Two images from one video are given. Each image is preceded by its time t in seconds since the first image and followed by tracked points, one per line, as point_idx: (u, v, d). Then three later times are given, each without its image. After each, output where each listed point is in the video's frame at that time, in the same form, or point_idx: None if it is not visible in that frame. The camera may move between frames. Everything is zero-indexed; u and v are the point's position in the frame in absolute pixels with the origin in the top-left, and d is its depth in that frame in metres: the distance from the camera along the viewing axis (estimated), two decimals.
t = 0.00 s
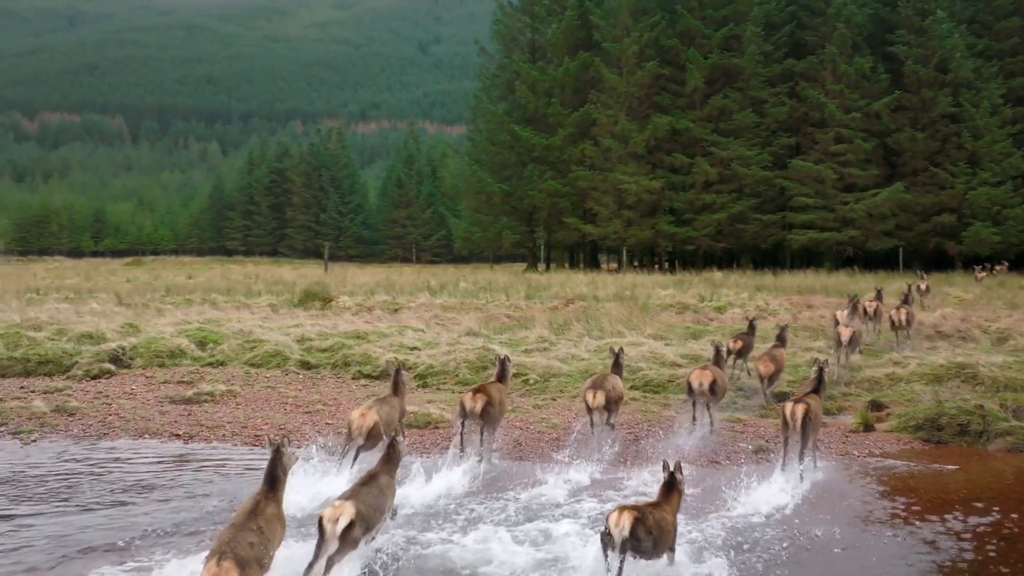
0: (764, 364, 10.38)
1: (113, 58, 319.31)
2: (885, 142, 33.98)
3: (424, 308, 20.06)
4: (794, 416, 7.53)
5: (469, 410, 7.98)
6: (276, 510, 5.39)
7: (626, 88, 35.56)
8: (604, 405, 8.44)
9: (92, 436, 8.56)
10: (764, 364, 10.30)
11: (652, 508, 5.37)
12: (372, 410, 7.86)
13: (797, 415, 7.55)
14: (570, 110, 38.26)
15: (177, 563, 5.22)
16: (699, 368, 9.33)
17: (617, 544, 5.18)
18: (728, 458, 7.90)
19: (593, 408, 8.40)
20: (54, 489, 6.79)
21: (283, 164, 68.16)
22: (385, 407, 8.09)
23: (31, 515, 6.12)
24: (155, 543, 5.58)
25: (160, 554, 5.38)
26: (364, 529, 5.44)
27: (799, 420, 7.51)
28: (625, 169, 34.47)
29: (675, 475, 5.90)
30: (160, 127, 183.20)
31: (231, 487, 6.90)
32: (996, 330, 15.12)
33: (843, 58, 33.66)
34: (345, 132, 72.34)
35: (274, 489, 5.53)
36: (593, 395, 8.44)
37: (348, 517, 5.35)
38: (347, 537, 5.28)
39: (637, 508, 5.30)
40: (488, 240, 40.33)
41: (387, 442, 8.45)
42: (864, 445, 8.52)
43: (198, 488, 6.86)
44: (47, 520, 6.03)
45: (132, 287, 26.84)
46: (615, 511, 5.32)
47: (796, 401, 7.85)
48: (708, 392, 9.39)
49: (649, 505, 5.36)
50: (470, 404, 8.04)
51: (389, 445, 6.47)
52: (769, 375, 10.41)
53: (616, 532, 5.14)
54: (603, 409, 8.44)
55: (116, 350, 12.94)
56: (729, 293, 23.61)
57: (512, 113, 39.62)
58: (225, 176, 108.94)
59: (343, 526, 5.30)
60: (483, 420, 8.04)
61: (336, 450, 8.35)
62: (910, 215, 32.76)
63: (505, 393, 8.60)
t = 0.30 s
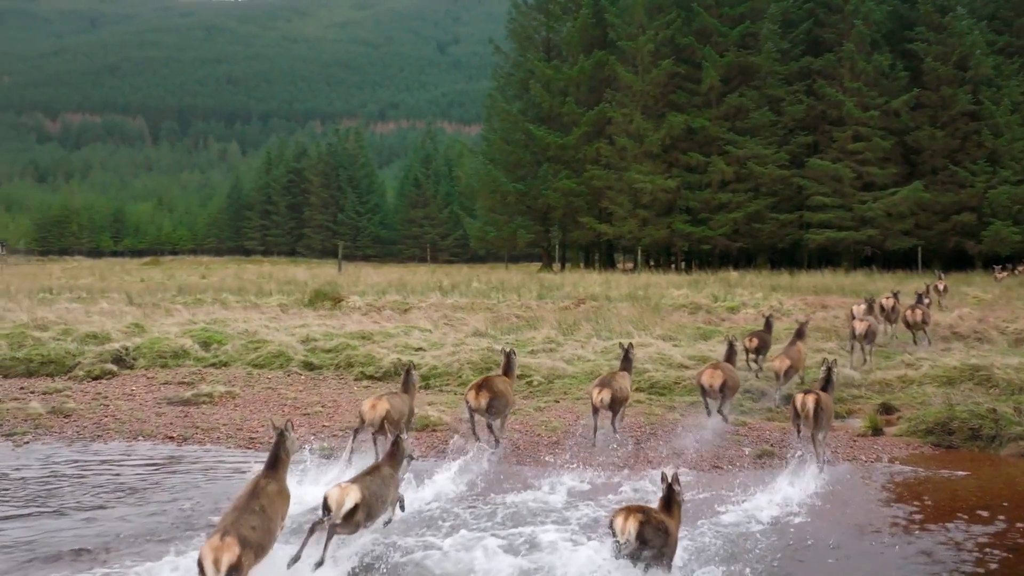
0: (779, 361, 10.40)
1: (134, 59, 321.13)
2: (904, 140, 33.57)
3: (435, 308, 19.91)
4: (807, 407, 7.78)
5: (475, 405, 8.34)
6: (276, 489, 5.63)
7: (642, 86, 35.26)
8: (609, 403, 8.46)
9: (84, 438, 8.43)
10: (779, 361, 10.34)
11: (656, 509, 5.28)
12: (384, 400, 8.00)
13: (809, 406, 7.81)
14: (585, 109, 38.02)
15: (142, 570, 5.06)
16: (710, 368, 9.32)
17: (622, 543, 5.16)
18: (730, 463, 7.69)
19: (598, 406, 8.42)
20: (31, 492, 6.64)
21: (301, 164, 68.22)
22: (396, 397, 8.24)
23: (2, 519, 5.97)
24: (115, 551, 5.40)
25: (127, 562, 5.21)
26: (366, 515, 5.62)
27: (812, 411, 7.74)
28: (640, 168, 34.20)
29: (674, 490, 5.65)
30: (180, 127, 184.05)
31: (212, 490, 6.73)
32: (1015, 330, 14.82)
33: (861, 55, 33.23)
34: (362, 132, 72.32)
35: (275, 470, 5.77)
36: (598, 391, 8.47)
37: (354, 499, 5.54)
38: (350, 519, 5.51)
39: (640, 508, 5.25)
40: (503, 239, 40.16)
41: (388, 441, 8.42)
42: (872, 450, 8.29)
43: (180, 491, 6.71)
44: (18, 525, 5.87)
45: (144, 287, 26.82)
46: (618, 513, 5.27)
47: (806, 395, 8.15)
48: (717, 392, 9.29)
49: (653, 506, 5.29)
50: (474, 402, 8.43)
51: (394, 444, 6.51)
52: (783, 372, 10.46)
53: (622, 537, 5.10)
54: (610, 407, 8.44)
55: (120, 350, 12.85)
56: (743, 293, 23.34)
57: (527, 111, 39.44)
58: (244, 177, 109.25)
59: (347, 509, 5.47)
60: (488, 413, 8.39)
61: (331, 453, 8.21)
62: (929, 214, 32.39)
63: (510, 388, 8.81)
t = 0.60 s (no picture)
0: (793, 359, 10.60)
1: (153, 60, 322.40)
2: (921, 138, 33.17)
3: (444, 308, 19.76)
4: (814, 403, 8.01)
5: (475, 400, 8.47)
6: (279, 474, 5.83)
7: (655, 85, 35.00)
8: (618, 402, 8.40)
9: (73, 441, 8.28)
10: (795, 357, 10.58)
11: (653, 517, 5.15)
12: (392, 398, 7.95)
13: (816, 403, 8.05)
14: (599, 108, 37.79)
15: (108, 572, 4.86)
16: (722, 369, 9.13)
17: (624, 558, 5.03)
18: (729, 468, 7.48)
19: (608, 405, 8.37)
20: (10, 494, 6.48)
21: (318, 163, 68.23)
22: (401, 392, 8.22)
23: None
24: (74, 559, 5.06)
25: (89, 566, 5.00)
26: (371, 504, 5.71)
27: (820, 408, 8.00)
28: (654, 167, 33.93)
29: (674, 491, 5.53)
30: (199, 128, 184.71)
31: (195, 491, 6.56)
32: None
33: (878, 53, 32.83)
34: (378, 132, 72.29)
35: (278, 456, 5.98)
36: (609, 389, 8.40)
37: (357, 486, 5.63)
38: (354, 505, 5.61)
39: (642, 521, 5.10)
40: (516, 239, 40.00)
41: (388, 444, 8.29)
42: (879, 455, 8.05)
43: (162, 492, 6.54)
44: None
45: (155, 287, 26.79)
46: (621, 527, 5.14)
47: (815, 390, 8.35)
48: (727, 395, 9.11)
49: (652, 514, 5.16)
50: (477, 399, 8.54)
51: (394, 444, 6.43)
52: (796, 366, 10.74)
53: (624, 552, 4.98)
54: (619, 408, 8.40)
55: (120, 350, 12.75)
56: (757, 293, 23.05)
57: (540, 110, 39.24)
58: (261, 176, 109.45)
59: (351, 493, 5.59)
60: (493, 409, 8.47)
61: (325, 455, 8.05)
62: (947, 213, 32.01)
63: (512, 383, 8.86)
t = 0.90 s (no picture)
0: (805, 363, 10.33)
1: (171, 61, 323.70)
2: (938, 136, 32.77)
3: (452, 308, 19.60)
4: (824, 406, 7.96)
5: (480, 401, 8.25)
6: (281, 467, 6.06)
7: (669, 83, 34.74)
8: (628, 392, 8.49)
9: (61, 444, 8.13)
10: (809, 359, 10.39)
11: (652, 532, 5.00)
12: (400, 396, 7.82)
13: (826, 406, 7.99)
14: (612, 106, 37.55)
15: None
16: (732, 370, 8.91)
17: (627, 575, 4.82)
18: (728, 474, 7.28)
19: (618, 393, 8.46)
20: None
21: (334, 163, 68.23)
22: (409, 388, 8.17)
23: None
24: (34, 568, 4.88)
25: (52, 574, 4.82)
26: (375, 504, 5.62)
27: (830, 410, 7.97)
28: (667, 166, 33.67)
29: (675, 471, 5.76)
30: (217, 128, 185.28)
31: (176, 496, 6.39)
32: None
33: (894, 50, 32.43)
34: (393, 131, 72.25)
35: (280, 451, 6.24)
36: (620, 376, 8.50)
37: (360, 483, 5.49)
38: (359, 501, 5.49)
39: (639, 539, 4.94)
40: (528, 238, 39.83)
41: (386, 449, 8.08)
42: (884, 460, 7.82)
43: (142, 496, 6.38)
44: None
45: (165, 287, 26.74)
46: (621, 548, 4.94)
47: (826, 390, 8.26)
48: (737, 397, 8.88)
49: (654, 529, 5.02)
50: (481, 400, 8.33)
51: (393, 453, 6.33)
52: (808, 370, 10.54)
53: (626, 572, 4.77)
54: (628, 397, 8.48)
55: (120, 351, 12.65)
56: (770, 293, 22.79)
57: (553, 109, 39.04)
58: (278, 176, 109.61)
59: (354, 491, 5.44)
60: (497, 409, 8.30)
61: (319, 459, 7.89)
62: (964, 213, 31.63)
63: (513, 383, 8.78)
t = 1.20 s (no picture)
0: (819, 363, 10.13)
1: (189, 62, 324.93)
2: (955, 134, 32.37)
3: (459, 308, 19.42)
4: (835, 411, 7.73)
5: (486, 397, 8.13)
6: (284, 468, 6.08)
7: (682, 82, 34.47)
8: (638, 385, 8.72)
9: (47, 446, 8.01)
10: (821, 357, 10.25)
11: (650, 522, 4.97)
12: (408, 394, 7.79)
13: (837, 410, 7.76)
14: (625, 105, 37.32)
15: None
16: (745, 363, 9.00)
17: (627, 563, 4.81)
18: (725, 479, 7.09)
19: (628, 385, 8.72)
20: None
21: (350, 163, 68.21)
22: (418, 384, 8.23)
23: None
24: None
25: None
26: (373, 510, 5.47)
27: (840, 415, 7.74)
28: (680, 165, 33.41)
29: (675, 466, 5.82)
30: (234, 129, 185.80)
31: (153, 501, 6.24)
32: None
33: (911, 48, 32.04)
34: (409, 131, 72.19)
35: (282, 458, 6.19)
36: (631, 370, 8.75)
37: (359, 493, 5.38)
38: (359, 510, 5.38)
39: (639, 525, 4.92)
40: (540, 238, 39.64)
41: (385, 452, 7.92)
42: (888, 465, 7.60)
43: (119, 500, 6.24)
44: None
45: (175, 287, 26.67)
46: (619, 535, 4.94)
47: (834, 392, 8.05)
48: (748, 388, 9.06)
49: (651, 519, 4.99)
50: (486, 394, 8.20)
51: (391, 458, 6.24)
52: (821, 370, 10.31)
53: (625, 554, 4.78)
54: (638, 389, 8.73)
55: (120, 351, 12.54)
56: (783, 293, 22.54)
57: (566, 108, 38.83)
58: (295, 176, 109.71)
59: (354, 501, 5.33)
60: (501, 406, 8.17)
61: (308, 462, 7.72)
62: (981, 212, 31.25)
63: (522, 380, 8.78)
